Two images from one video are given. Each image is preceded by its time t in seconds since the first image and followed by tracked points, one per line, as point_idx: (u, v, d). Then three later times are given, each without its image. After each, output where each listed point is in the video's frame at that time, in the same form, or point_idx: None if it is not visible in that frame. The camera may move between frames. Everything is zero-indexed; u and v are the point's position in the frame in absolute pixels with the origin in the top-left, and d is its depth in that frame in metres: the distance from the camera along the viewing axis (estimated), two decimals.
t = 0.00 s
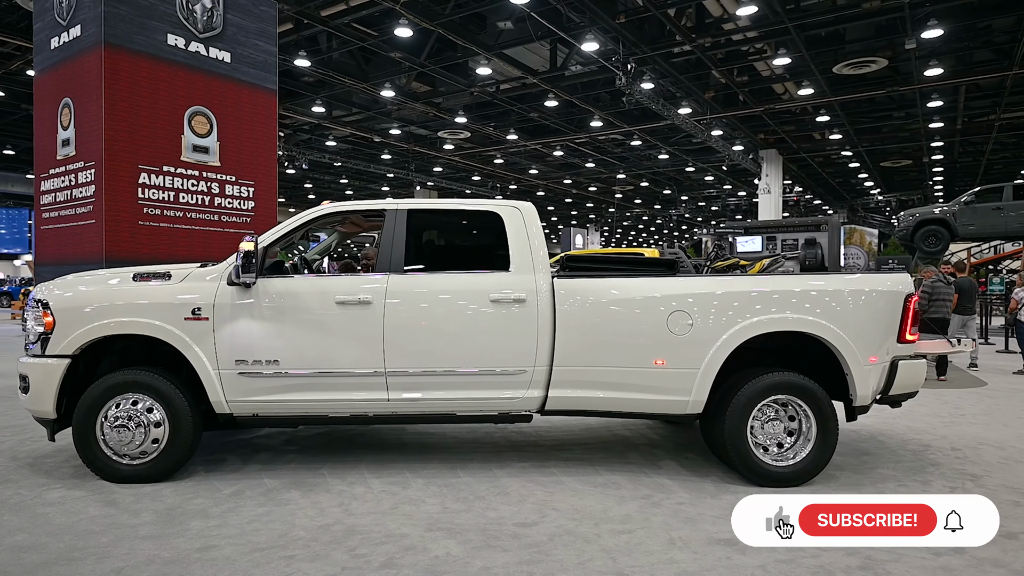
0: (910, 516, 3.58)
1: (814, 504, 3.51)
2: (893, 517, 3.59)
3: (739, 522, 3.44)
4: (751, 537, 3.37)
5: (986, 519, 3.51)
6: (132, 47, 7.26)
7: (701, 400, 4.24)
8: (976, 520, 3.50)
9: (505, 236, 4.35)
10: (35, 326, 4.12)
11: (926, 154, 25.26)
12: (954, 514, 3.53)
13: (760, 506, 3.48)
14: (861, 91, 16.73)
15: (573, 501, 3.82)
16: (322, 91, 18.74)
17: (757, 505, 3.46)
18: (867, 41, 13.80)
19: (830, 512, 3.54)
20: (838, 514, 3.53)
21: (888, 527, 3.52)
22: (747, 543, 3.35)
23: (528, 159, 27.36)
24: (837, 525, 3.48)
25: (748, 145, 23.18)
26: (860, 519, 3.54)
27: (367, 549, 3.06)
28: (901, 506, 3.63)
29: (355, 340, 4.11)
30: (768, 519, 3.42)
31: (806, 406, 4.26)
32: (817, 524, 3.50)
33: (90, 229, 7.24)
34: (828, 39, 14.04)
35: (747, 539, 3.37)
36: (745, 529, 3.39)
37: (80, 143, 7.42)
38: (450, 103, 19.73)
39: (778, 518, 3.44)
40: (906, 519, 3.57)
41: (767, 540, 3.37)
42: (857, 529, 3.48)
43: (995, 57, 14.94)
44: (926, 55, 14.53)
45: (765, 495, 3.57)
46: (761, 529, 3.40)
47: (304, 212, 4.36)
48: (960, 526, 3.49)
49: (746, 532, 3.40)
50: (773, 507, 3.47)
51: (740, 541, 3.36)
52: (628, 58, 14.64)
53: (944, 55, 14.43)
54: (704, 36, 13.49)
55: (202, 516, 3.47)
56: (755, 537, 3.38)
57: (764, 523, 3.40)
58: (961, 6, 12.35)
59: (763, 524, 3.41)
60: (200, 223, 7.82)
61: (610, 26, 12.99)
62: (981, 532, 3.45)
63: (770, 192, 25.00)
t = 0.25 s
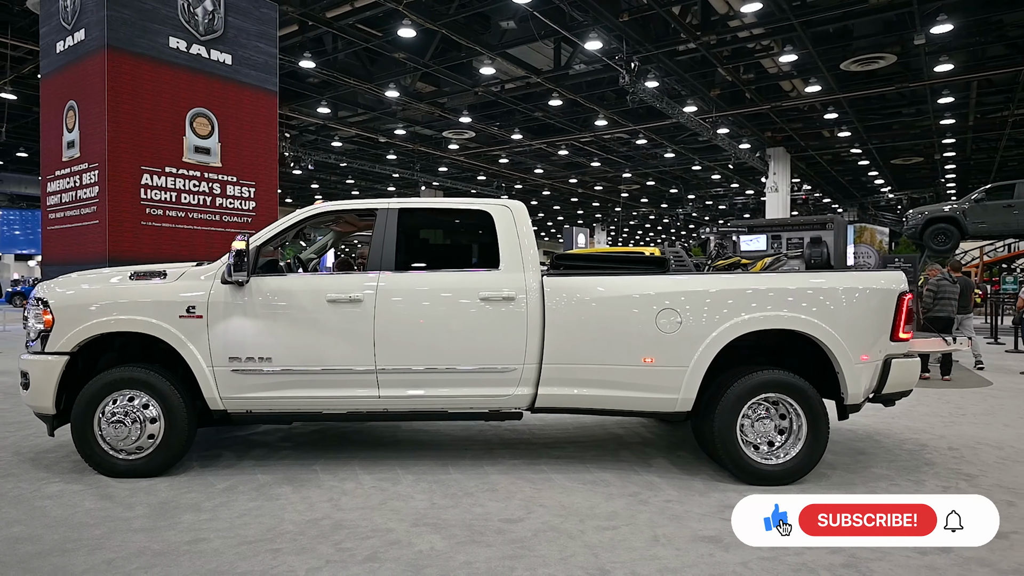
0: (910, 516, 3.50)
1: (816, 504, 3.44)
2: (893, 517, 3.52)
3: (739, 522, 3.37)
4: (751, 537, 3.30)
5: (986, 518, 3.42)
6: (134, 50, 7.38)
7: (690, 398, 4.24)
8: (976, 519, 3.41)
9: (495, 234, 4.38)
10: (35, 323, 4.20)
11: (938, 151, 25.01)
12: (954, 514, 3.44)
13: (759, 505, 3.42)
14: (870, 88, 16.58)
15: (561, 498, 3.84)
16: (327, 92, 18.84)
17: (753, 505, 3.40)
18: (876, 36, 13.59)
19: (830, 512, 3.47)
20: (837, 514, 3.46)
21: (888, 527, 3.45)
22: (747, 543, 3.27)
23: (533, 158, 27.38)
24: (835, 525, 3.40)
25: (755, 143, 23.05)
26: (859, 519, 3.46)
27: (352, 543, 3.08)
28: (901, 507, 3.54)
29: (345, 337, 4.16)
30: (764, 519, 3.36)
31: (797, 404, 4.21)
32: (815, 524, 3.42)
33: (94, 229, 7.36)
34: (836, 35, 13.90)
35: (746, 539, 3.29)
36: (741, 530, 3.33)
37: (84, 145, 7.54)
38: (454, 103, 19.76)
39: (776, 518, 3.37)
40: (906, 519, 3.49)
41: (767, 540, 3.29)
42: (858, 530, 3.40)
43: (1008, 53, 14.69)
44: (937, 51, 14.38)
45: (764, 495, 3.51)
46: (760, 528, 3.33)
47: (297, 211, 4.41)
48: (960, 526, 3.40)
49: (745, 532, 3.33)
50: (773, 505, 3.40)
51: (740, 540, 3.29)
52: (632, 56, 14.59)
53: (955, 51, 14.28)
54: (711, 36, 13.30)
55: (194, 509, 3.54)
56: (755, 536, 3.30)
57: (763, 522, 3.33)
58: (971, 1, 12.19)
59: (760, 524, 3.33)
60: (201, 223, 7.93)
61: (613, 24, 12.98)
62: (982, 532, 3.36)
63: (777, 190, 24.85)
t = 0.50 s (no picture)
0: (910, 516, 3.39)
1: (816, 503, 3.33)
2: (892, 516, 3.41)
3: (738, 521, 3.26)
4: (750, 538, 3.20)
5: (986, 518, 3.32)
6: (141, 54, 7.52)
7: (685, 395, 4.22)
8: (976, 519, 3.30)
9: (489, 231, 4.42)
10: (41, 322, 4.28)
11: (958, 142, 24.54)
12: (954, 514, 3.34)
13: (759, 504, 3.30)
14: (886, 79, 16.33)
15: (554, 494, 3.85)
16: (337, 91, 18.95)
17: (752, 505, 3.27)
18: (891, 28, 13.31)
19: (830, 512, 3.36)
20: (837, 514, 3.36)
21: (887, 527, 3.34)
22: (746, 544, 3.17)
23: (544, 154, 27.33)
24: (834, 525, 3.30)
25: (769, 137, 22.78)
26: (858, 519, 3.35)
27: (343, 538, 3.12)
28: (901, 506, 3.43)
29: (341, 335, 4.22)
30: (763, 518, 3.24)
31: (793, 401, 4.15)
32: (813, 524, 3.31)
33: (103, 230, 7.51)
34: (850, 26, 13.67)
35: (746, 540, 3.19)
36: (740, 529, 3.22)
37: (94, 147, 7.68)
38: (463, 100, 19.78)
39: (777, 518, 3.26)
40: (905, 519, 3.38)
41: (766, 540, 3.19)
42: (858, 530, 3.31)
43: None
44: (956, 40, 14.10)
45: (764, 494, 3.39)
46: (760, 529, 3.22)
47: (294, 209, 4.46)
48: (961, 526, 3.30)
49: (745, 533, 3.23)
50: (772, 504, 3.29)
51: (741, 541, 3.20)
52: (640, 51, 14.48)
53: (974, 40, 14.00)
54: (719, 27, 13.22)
55: (191, 504, 3.60)
56: (755, 537, 3.20)
57: (763, 522, 3.22)
58: None
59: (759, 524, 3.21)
60: (208, 223, 8.08)
61: (621, 19, 12.92)
62: (982, 532, 3.26)
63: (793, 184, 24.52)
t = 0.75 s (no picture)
0: (910, 515, 3.32)
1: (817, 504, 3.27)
2: (893, 516, 3.32)
3: (738, 522, 3.19)
4: (750, 538, 3.13)
5: (987, 517, 3.24)
6: (160, 60, 7.76)
7: (690, 395, 4.15)
8: (977, 519, 3.23)
9: (493, 231, 4.45)
10: (59, 322, 4.39)
11: (994, 133, 23.81)
12: (954, 514, 3.26)
13: (760, 505, 3.23)
14: (914, 70, 15.95)
15: (556, 494, 3.84)
16: (357, 91, 19.14)
17: (753, 505, 3.20)
18: (920, 16, 12.99)
19: (830, 512, 3.30)
20: (838, 514, 3.29)
21: (887, 527, 3.27)
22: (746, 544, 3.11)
23: (563, 151, 27.26)
24: (835, 525, 3.24)
25: (794, 131, 22.38)
26: (859, 519, 3.28)
27: (343, 535, 3.16)
28: (900, 506, 3.36)
29: (346, 334, 4.29)
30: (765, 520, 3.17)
31: (802, 402, 4.02)
32: (815, 525, 3.24)
33: (124, 231, 7.72)
34: (876, 15, 13.36)
35: (746, 540, 3.13)
36: (744, 529, 3.16)
37: (115, 151, 7.89)
38: (481, 99, 19.82)
39: (778, 518, 3.19)
40: (906, 519, 3.30)
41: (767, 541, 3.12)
42: (858, 530, 3.24)
43: None
44: (988, 27, 13.70)
45: (764, 494, 3.32)
46: (760, 529, 3.15)
47: (303, 210, 4.56)
48: (960, 526, 3.22)
49: (744, 533, 3.16)
50: (773, 505, 3.22)
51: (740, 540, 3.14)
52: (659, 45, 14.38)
53: (1008, 27, 13.60)
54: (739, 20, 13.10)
55: (199, 499, 3.68)
56: (755, 538, 3.13)
57: (764, 523, 3.15)
58: None
59: (761, 523, 3.16)
60: (225, 225, 8.28)
61: (638, 14, 12.86)
62: (982, 532, 3.19)
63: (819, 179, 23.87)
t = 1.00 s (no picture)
0: (910, 515, 3.31)
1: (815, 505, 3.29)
2: (893, 516, 3.32)
3: (738, 522, 3.21)
4: (751, 538, 3.13)
5: (986, 518, 3.25)
6: (193, 66, 8.03)
7: (708, 397, 4.06)
8: (977, 519, 3.23)
9: (509, 232, 4.46)
10: (92, 321, 4.55)
11: None
12: (954, 514, 3.26)
13: (760, 505, 3.25)
14: (963, 61, 15.32)
15: (570, 495, 3.83)
16: (389, 93, 19.37)
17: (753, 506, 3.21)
18: (969, 6, 12.45)
19: (830, 512, 3.30)
20: (838, 514, 3.29)
21: (887, 527, 3.26)
22: (747, 544, 3.11)
23: (596, 150, 27.08)
24: (835, 525, 3.24)
25: (836, 127, 21.73)
26: (859, 519, 3.29)
27: (357, 531, 3.21)
28: (900, 506, 3.35)
29: (365, 334, 4.35)
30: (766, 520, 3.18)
31: (824, 406, 3.91)
32: (815, 525, 3.25)
33: (159, 233, 8.00)
34: (923, 5, 12.85)
35: (746, 540, 3.13)
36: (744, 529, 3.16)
37: (150, 155, 8.15)
38: (514, 98, 19.81)
39: (777, 519, 3.21)
40: (906, 519, 3.30)
41: (768, 541, 3.13)
42: (859, 530, 3.23)
43: None
44: None
45: (764, 495, 3.35)
46: (760, 529, 3.17)
47: (326, 212, 4.66)
48: (960, 526, 3.21)
49: (745, 533, 3.17)
50: (773, 505, 3.24)
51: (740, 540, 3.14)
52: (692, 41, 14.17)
53: None
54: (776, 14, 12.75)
55: (220, 494, 3.78)
56: (755, 537, 3.14)
57: (764, 523, 3.17)
58: None
59: (761, 524, 3.17)
60: (256, 226, 8.59)
61: (671, 10, 12.66)
62: (981, 533, 3.18)
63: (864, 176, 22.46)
